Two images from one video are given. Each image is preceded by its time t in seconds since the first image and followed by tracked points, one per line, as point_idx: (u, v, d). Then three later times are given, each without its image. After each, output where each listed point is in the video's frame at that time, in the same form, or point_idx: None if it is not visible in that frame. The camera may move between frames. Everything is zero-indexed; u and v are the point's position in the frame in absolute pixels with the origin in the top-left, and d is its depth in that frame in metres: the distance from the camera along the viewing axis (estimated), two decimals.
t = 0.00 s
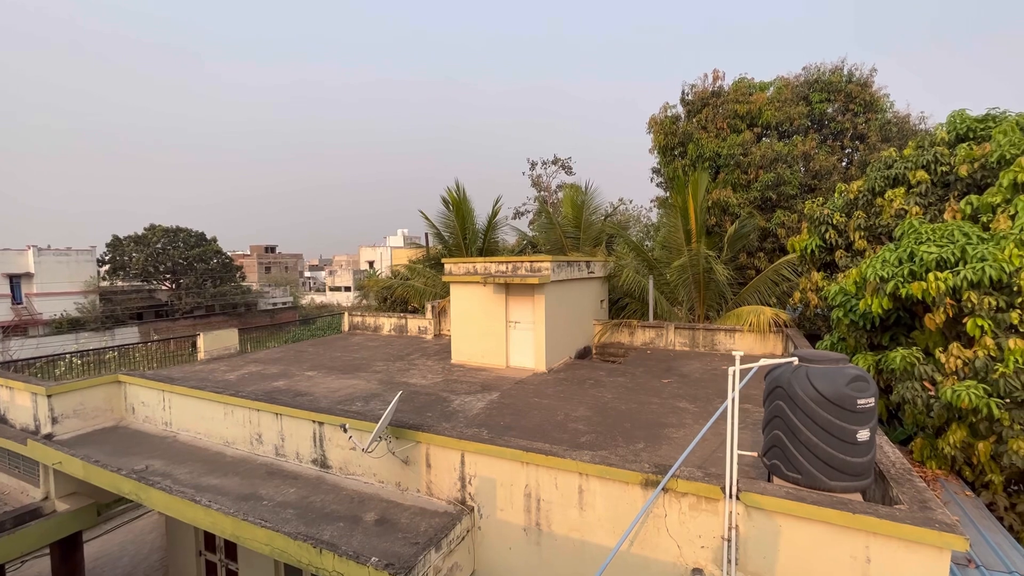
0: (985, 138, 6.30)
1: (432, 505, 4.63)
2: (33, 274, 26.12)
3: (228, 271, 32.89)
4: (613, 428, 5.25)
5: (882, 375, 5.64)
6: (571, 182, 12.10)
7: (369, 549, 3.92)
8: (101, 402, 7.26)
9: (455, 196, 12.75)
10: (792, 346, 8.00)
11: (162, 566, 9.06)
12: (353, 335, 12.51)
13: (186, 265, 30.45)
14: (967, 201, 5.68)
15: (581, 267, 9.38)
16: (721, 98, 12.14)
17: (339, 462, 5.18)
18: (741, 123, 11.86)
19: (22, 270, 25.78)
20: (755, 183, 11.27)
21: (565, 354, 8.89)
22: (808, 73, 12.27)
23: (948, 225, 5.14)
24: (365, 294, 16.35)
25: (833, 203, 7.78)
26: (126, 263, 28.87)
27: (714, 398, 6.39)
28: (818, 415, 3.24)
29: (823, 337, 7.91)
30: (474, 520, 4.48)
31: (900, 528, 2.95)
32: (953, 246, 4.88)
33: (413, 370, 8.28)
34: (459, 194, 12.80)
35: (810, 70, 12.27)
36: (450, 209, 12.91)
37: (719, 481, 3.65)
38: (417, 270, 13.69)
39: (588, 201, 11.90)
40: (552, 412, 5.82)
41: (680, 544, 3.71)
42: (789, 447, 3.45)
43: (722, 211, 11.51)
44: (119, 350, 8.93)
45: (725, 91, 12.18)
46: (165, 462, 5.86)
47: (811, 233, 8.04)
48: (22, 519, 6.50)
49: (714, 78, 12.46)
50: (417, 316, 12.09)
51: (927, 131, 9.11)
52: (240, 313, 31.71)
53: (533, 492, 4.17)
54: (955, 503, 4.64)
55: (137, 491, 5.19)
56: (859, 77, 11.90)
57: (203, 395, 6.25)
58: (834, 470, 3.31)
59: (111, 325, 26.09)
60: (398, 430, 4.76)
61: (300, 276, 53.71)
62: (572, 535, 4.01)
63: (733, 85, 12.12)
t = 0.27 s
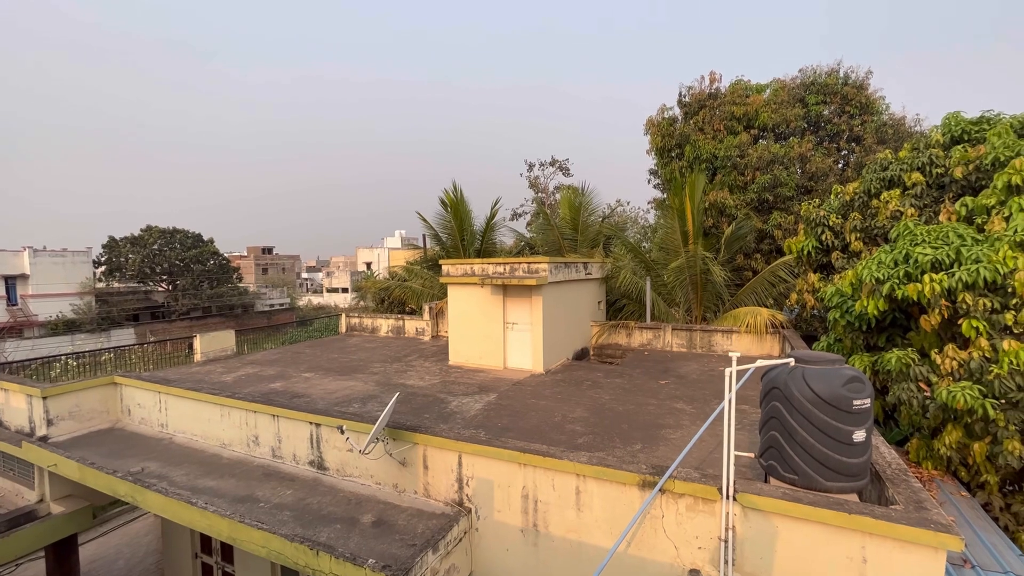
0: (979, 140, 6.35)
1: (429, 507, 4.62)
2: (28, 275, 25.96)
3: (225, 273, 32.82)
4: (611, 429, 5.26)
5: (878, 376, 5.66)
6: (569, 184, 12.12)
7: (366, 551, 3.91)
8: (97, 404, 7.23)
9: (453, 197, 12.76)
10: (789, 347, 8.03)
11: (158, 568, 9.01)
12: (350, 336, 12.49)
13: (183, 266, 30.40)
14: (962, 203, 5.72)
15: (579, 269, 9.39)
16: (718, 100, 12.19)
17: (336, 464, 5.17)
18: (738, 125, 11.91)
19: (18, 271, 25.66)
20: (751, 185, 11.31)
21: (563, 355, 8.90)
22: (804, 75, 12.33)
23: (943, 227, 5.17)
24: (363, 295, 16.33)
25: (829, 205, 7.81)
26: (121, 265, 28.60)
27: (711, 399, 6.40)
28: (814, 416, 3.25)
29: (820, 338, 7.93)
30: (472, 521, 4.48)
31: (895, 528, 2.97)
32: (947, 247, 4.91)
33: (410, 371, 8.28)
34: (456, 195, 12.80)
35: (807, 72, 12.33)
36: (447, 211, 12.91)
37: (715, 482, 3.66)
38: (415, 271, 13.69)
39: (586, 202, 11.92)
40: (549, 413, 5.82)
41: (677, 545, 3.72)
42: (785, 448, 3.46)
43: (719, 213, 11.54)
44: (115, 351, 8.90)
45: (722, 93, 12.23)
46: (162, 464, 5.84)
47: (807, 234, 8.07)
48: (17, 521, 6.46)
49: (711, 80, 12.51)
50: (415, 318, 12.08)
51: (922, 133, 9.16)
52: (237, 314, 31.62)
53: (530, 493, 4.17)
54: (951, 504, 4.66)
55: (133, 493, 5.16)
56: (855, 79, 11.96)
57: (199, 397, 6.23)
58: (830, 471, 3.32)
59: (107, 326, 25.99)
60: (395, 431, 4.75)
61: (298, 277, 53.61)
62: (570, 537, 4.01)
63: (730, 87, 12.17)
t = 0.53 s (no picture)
0: (976, 142, 6.37)
1: (428, 508, 4.62)
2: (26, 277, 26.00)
3: (223, 274, 32.78)
4: (609, 430, 5.26)
5: (876, 377, 5.68)
6: (568, 185, 12.13)
7: (364, 553, 3.91)
8: (94, 406, 7.21)
9: (451, 198, 12.76)
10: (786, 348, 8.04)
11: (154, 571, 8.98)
12: (348, 338, 12.48)
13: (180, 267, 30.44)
14: (959, 204, 5.74)
15: (577, 270, 9.39)
16: (716, 101, 12.23)
17: (334, 465, 5.16)
18: (736, 127, 11.94)
19: (14, 273, 25.59)
20: (749, 186, 11.34)
21: (561, 357, 8.90)
22: (802, 77, 12.37)
23: (940, 228, 5.18)
24: (361, 296, 16.32)
25: (827, 206, 7.83)
26: (119, 266, 28.65)
27: (709, 400, 6.41)
28: (812, 417, 3.25)
29: (818, 339, 7.95)
30: (470, 522, 4.47)
31: (892, 529, 2.97)
32: (944, 248, 4.92)
33: (409, 373, 8.27)
34: (455, 196, 12.80)
35: (804, 74, 12.37)
36: (446, 212, 12.91)
37: (713, 483, 3.66)
38: (413, 273, 13.69)
39: (584, 204, 11.94)
40: (548, 414, 5.82)
41: (676, 546, 3.72)
42: (783, 449, 3.46)
43: (717, 214, 11.57)
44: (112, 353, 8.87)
45: (720, 95, 12.27)
46: (159, 466, 5.82)
47: (804, 236, 8.08)
48: (13, 524, 6.44)
49: (709, 82, 12.55)
50: (413, 319, 12.07)
51: (919, 134, 9.20)
52: (235, 315, 31.55)
53: (529, 494, 4.16)
54: (948, 504, 4.67)
55: (130, 495, 5.15)
56: (852, 81, 12.00)
57: (196, 398, 6.22)
58: (828, 471, 3.33)
59: (104, 328, 25.92)
60: (393, 433, 4.75)
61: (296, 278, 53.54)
62: (568, 538, 4.01)
63: (727, 89, 12.21)
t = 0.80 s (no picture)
0: (974, 143, 6.38)
1: (427, 510, 4.61)
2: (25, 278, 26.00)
3: (222, 275, 32.75)
4: (608, 431, 5.26)
5: (874, 378, 5.68)
6: (567, 187, 12.14)
7: (363, 554, 3.90)
8: (92, 407, 7.19)
9: (451, 199, 12.78)
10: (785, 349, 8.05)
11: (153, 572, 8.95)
12: (348, 339, 12.48)
13: (179, 268, 30.39)
14: (957, 206, 5.75)
15: (576, 271, 9.39)
16: (715, 102, 12.25)
17: (333, 467, 5.15)
18: (735, 128, 11.96)
19: (13, 274, 25.56)
20: (748, 187, 11.36)
21: (560, 358, 8.90)
22: (800, 79, 12.40)
23: (939, 229, 5.18)
24: (360, 297, 16.30)
25: (825, 207, 7.85)
26: (118, 267, 28.64)
27: (708, 401, 6.41)
28: (811, 418, 3.25)
29: (817, 340, 7.96)
30: (469, 524, 4.47)
31: (891, 529, 2.98)
32: (942, 249, 4.93)
33: (408, 374, 8.27)
34: (454, 197, 12.81)
35: (803, 75, 12.39)
36: (445, 213, 12.92)
37: (713, 484, 3.66)
38: (413, 274, 13.70)
39: (584, 205, 11.95)
40: (547, 415, 5.82)
41: (675, 548, 3.72)
42: (782, 450, 3.46)
43: (716, 215, 11.58)
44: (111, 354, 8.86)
45: (719, 96, 12.29)
46: (158, 468, 5.81)
47: (803, 237, 8.09)
48: (11, 525, 6.42)
49: (708, 83, 12.57)
50: (412, 320, 12.06)
51: (917, 136, 9.22)
52: (234, 316, 31.51)
53: (528, 496, 4.16)
54: (947, 505, 4.67)
55: (128, 496, 5.13)
56: (851, 83, 12.03)
57: (195, 400, 6.21)
58: (827, 472, 3.33)
59: (103, 329, 25.88)
60: (392, 434, 4.74)
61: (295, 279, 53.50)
62: (567, 539, 4.01)
63: (726, 90, 12.23)
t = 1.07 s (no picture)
0: (974, 144, 6.38)
1: (426, 511, 4.60)
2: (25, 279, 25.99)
3: (222, 276, 32.75)
4: (608, 432, 5.25)
5: (875, 379, 5.67)
6: (567, 187, 12.13)
7: (363, 556, 3.90)
8: (92, 408, 7.19)
9: (451, 200, 12.78)
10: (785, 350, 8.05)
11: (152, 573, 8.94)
12: (348, 340, 12.48)
13: (179, 269, 30.39)
14: (957, 206, 5.75)
15: (576, 272, 9.39)
16: (715, 103, 12.25)
17: (333, 468, 5.15)
18: (735, 129, 11.97)
19: (13, 274, 25.57)
20: (748, 188, 11.36)
21: (560, 358, 8.90)
22: (800, 79, 12.40)
23: (939, 230, 5.18)
24: (360, 298, 16.30)
25: (825, 208, 7.85)
26: (118, 268, 28.67)
27: (708, 402, 6.41)
28: (812, 419, 3.24)
29: (817, 340, 7.96)
30: (469, 525, 4.46)
31: (891, 531, 2.97)
32: (943, 250, 4.92)
33: (408, 375, 8.26)
34: (454, 198, 12.81)
35: (803, 76, 12.40)
36: (445, 213, 12.92)
37: (713, 485, 3.65)
38: (413, 274, 13.71)
39: (584, 205, 11.95)
40: (547, 416, 5.82)
41: (675, 549, 3.71)
42: (783, 451, 3.46)
43: (716, 216, 11.58)
44: (110, 355, 8.85)
45: (719, 97, 12.29)
46: (157, 469, 5.80)
47: (803, 238, 8.09)
48: (10, 526, 6.42)
49: (708, 84, 12.57)
50: (412, 320, 12.06)
51: (917, 136, 9.22)
52: (234, 317, 31.51)
53: (528, 497, 4.15)
54: (948, 507, 4.67)
55: (128, 498, 5.13)
56: (851, 84, 12.02)
57: (195, 401, 6.21)
58: (828, 473, 3.32)
59: (103, 329, 25.88)
60: (392, 435, 4.74)
61: (295, 280, 53.50)
62: (567, 541, 4.00)
63: (726, 91, 12.23)
